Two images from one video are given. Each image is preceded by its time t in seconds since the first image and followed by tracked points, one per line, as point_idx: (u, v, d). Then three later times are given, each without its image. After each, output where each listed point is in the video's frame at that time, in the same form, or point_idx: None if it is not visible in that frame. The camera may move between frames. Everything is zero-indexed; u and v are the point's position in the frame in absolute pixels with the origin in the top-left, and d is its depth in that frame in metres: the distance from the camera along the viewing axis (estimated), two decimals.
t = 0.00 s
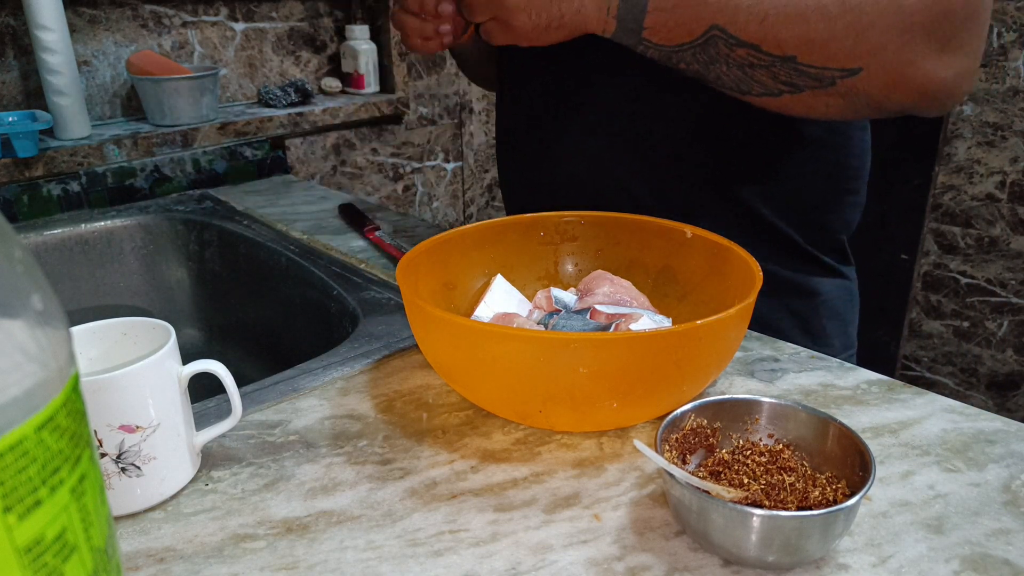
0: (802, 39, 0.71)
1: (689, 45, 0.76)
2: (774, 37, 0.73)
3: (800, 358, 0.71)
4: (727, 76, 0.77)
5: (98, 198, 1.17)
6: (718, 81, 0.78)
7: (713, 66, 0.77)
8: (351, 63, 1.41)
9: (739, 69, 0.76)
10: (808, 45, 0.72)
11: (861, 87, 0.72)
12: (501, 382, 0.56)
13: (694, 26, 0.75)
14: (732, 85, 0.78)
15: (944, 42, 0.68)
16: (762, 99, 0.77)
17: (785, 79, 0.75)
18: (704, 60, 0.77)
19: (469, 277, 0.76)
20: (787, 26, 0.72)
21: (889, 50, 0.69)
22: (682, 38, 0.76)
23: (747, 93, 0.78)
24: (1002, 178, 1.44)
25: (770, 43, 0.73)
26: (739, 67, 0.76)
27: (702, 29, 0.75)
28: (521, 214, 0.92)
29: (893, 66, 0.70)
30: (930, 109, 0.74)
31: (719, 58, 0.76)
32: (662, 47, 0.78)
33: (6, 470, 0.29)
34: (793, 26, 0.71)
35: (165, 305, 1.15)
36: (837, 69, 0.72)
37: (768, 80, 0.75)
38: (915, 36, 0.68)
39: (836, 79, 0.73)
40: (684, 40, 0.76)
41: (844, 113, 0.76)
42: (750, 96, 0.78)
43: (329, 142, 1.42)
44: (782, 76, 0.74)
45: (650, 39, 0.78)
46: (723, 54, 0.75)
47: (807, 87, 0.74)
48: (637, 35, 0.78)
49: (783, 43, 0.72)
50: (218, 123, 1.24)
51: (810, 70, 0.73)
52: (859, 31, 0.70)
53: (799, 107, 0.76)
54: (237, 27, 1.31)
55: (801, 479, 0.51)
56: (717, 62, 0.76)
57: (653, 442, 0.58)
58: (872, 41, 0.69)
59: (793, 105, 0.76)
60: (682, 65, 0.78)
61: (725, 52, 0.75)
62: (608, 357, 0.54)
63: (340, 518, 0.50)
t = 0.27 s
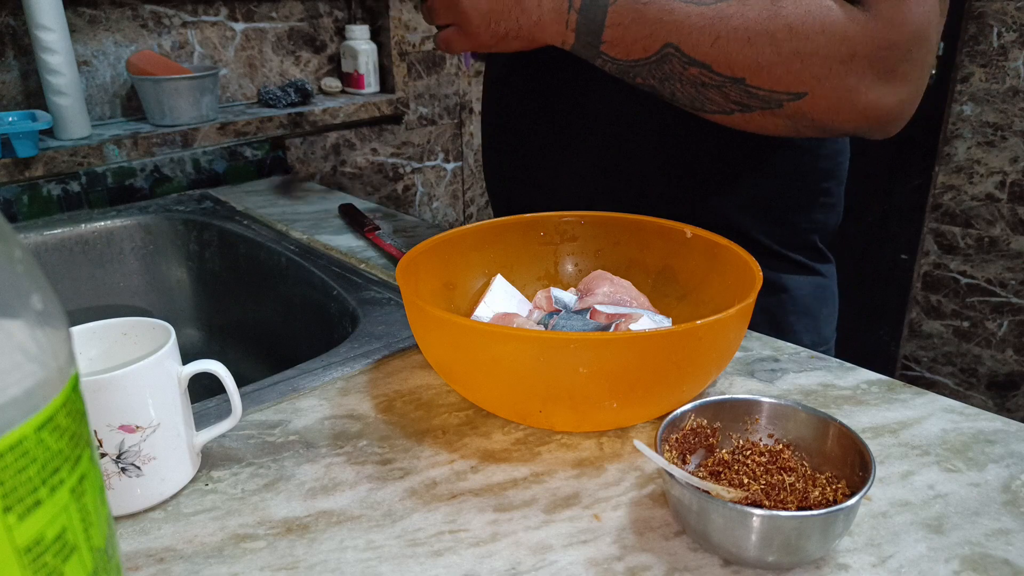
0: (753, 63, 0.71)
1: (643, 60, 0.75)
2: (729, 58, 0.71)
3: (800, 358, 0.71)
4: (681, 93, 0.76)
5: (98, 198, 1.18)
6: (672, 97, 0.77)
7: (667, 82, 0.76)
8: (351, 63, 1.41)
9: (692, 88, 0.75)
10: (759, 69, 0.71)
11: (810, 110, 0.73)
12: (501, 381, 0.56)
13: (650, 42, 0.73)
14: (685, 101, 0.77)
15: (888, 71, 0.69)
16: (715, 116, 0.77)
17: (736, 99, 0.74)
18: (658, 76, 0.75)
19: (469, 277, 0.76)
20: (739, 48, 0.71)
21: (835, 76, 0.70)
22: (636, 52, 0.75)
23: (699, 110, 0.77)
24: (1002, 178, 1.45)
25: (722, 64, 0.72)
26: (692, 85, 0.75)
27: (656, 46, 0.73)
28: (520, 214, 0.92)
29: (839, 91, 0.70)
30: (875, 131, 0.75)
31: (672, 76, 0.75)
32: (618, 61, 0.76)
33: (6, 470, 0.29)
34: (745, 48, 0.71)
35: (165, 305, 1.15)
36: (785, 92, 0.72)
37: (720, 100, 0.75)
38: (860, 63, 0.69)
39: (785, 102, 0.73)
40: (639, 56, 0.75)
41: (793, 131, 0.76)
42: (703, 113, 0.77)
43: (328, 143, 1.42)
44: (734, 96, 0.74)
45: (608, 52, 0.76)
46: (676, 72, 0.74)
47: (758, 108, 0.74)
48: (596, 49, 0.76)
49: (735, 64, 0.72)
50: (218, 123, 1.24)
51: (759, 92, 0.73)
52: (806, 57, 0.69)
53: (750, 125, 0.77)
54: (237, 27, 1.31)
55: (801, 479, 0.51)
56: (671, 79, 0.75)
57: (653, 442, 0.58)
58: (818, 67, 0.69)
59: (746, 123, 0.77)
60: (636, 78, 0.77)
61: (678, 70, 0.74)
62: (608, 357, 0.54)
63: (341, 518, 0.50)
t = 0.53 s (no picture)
0: (732, 94, 0.74)
1: (630, 82, 0.78)
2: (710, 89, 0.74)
3: (800, 358, 0.71)
4: (666, 115, 0.79)
5: (98, 198, 1.17)
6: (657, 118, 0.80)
7: (652, 104, 0.79)
8: (351, 63, 1.41)
9: (675, 112, 0.78)
10: (738, 100, 0.74)
11: (788, 143, 0.75)
12: (501, 382, 0.56)
13: (635, 67, 0.76)
14: (670, 122, 0.80)
15: (863, 111, 0.71)
16: (698, 138, 0.80)
17: (717, 125, 0.77)
18: (645, 97, 0.79)
19: (469, 277, 0.76)
20: (720, 78, 0.73)
21: (811, 113, 0.72)
22: (624, 74, 0.78)
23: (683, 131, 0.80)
24: (1002, 178, 1.45)
25: (703, 92, 0.75)
26: (676, 110, 0.78)
27: (642, 70, 0.76)
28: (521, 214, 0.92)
29: (814, 128, 0.73)
30: (854, 164, 0.77)
31: (657, 99, 0.78)
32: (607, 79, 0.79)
33: (6, 470, 0.29)
34: (726, 79, 0.73)
35: (165, 305, 1.15)
36: (763, 124, 0.75)
37: (702, 124, 0.78)
38: (836, 102, 0.71)
39: (762, 133, 0.75)
40: (626, 76, 0.78)
41: (772, 158, 0.79)
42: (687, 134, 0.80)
43: (328, 143, 1.42)
44: (714, 123, 0.77)
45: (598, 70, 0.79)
46: (661, 96, 0.77)
47: (737, 136, 0.77)
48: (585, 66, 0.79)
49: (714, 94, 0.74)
50: (218, 123, 1.24)
51: (739, 122, 0.76)
52: (784, 92, 0.72)
53: (730, 149, 0.80)
54: (237, 27, 1.31)
55: (801, 479, 0.51)
56: (655, 102, 0.78)
57: (653, 442, 0.58)
58: (795, 103, 0.72)
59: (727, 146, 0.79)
60: (624, 97, 0.80)
61: (663, 95, 0.77)
62: (608, 357, 0.54)
63: (341, 518, 0.50)
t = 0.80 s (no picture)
0: (782, 96, 0.73)
1: (671, 86, 0.76)
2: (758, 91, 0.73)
3: (800, 358, 0.71)
4: (707, 119, 0.77)
5: (98, 198, 1.17)
6: (696, 123, 0.78)
7: (693, 109, 0.77)
8: (351, 63, 1.41)
9: (717, 115, 0.76)
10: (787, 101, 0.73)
11: (833, 145, 0.75)
12: (501, 382, 0.56)
13: (678, 69, 0.75)
14: (710, 128, 0.78)
15: (911, 110, 0.71)
16: (739, 143, 0.79)
17: (760, 128, 0.76)
18: (684, 101, 0.77)
19: (469, 277, 0.76)
20: (769, 79, 0.72)
21: (862, 113, 0.72)
22: (663, 77, 0.76)
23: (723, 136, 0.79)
24: (1002, 178, 1.45)
25: (750, 94, 0.74)
26: (718, 113, 0.76)
27: (685, 73, 0.75)
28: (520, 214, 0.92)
29: (863, 127, 0.73)
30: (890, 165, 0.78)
31: (697, 102, 0.76)
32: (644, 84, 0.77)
33: (6, 470, 0.29)
34: (773, 81, 0.72)
35: (164, 305, 1.15)
36: (811, 125, 0.74)
37: (743, 128, 0.77)
38: (885, 102, 0.71)
39: (809, 135, 0.75)
40: (666, 81, 0.76)
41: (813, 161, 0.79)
42: (724, 139, 0.79)
43: (328, 143, 1.42)
44: (758, 126, 0.76)
45: (632, 75, 0.77)
46: (704, 99, 0.76)
47: (782, 138, 0.76)
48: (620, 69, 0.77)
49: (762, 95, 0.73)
50: (218, 123, 1.24)
51: (786, 124, 0.75)
52: (833, 93, 0.71)
53: (770, 153, 0.79)
54: (237, 27, 1.31)
55: (801, 479, 0.51)
56: (696, 106, 0.77)
57: (653, 442, 0.58)
58: (844, 103, 0.72)
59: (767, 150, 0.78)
60: (660, 102, 0.78)
61: (706, 98, 0.75)
62: (608, 357, 0.54)
63: (341, 518, 0.50)
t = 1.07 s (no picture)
0: (778, 63, 0.67)
1: (667, 74, 0.73)
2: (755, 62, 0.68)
3: (800, 358, 0.70)
4: (708, 102, 0.74)
5: (98, 198, 1.17)
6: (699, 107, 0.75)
7: (692, 93, 0.74)
8: (351, 63, 1.41)
9: (717, 96, 0.72)
10: (785, 69, 0.68)
11: (844, 108, 0.68)
12: (501, 382, 0.56)
13: (670, 57, 0.72)
14: (715, 109, 0.74)
15: (922, 59, 0.63)
16: (748, 119, 0.74)
17: (764, 101, 0.71)
18: (682, 88, 0.74)
19: (469, 277, 0.76)
20: (762, 50, 0.68)
21: (865, 70, 0.65)
22: (657, 69, 0.74)
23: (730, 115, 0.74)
24: (1002, 178, 1.45)
25: (746, 68, 0.69)
26: (718, 93, 0.72)
27: (676, 60, 0.72)
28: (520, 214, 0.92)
29: (871, 82, 0.66)
30: (921, 121, 0.69)
31: (696, 86, 0.73)
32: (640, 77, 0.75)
33: (6, 470, 0.29)
34: (767, 51, 0.67)
35: (164, 305, 1.15)
36: (815, 89, 0.68)
37: (747, 105, 0.72)
38: (890, 54, 0.64)
39: (815, 99, 0.69)
40: (660, 69, 0.73)
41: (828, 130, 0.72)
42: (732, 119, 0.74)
43: (329, 143, 1.42)
44: (761, 99, 0.71)
45: (627, 71, 0.76)
46: (701, 82, 0.72)
47: (788, 109, 0.71)
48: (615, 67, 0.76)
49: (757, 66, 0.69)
50: (218, 123, 1.24)
51: (788, 92, 0.69)
52: (833, 50, 0.65)
53: (781, 126, 0.73)
54: (237, 27, 1.31)
55: (801, 479, 0.51)
56: (695, 90, 0.73)
57: (653, 442, 0.58)
58: (845, 62, 0.65)
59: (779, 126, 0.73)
60: (661, 91, 0.76)
61: (703, 80, 0.72)
62: (608, 357, 0.54)
63: (340, 518, 0.50)
